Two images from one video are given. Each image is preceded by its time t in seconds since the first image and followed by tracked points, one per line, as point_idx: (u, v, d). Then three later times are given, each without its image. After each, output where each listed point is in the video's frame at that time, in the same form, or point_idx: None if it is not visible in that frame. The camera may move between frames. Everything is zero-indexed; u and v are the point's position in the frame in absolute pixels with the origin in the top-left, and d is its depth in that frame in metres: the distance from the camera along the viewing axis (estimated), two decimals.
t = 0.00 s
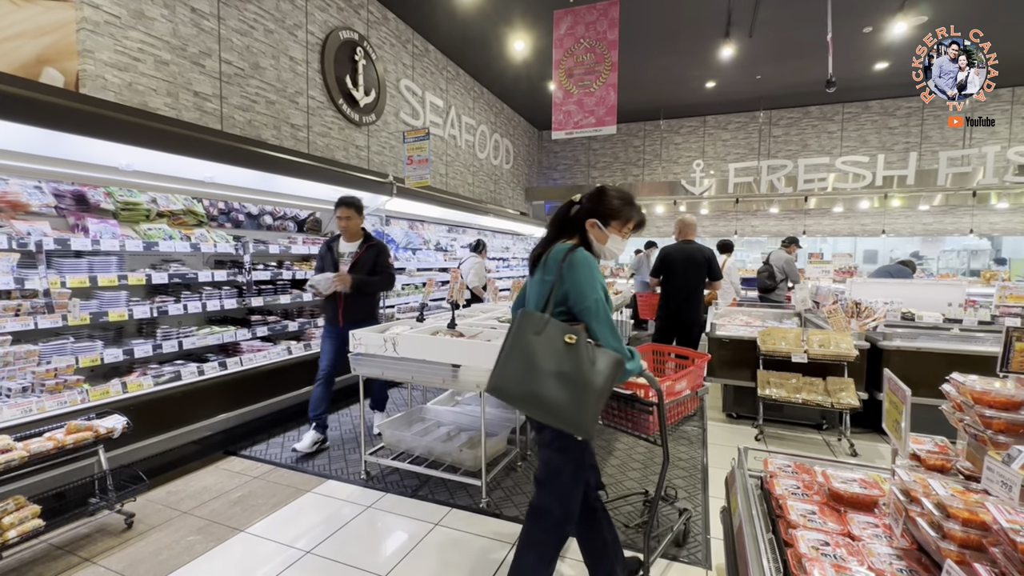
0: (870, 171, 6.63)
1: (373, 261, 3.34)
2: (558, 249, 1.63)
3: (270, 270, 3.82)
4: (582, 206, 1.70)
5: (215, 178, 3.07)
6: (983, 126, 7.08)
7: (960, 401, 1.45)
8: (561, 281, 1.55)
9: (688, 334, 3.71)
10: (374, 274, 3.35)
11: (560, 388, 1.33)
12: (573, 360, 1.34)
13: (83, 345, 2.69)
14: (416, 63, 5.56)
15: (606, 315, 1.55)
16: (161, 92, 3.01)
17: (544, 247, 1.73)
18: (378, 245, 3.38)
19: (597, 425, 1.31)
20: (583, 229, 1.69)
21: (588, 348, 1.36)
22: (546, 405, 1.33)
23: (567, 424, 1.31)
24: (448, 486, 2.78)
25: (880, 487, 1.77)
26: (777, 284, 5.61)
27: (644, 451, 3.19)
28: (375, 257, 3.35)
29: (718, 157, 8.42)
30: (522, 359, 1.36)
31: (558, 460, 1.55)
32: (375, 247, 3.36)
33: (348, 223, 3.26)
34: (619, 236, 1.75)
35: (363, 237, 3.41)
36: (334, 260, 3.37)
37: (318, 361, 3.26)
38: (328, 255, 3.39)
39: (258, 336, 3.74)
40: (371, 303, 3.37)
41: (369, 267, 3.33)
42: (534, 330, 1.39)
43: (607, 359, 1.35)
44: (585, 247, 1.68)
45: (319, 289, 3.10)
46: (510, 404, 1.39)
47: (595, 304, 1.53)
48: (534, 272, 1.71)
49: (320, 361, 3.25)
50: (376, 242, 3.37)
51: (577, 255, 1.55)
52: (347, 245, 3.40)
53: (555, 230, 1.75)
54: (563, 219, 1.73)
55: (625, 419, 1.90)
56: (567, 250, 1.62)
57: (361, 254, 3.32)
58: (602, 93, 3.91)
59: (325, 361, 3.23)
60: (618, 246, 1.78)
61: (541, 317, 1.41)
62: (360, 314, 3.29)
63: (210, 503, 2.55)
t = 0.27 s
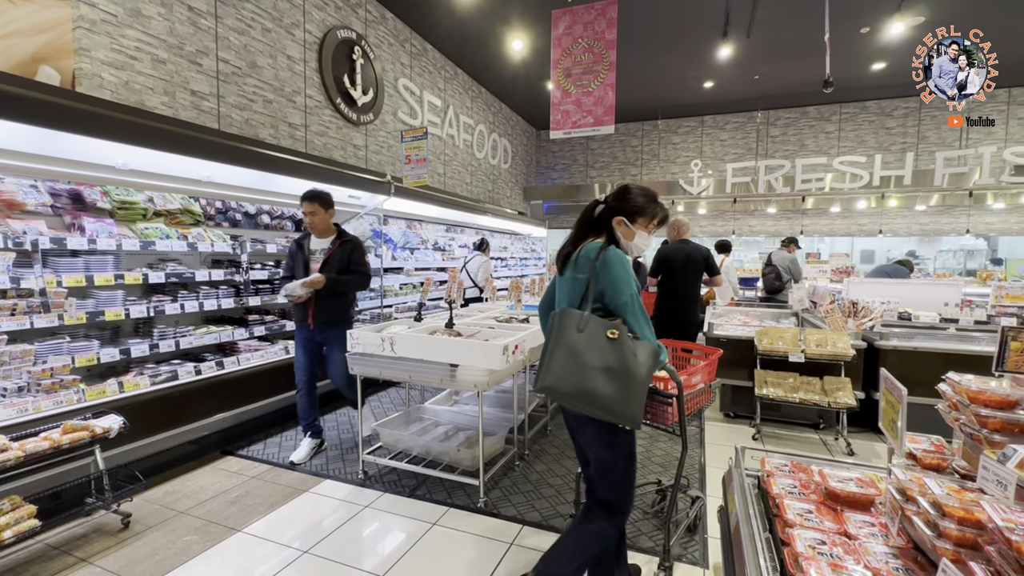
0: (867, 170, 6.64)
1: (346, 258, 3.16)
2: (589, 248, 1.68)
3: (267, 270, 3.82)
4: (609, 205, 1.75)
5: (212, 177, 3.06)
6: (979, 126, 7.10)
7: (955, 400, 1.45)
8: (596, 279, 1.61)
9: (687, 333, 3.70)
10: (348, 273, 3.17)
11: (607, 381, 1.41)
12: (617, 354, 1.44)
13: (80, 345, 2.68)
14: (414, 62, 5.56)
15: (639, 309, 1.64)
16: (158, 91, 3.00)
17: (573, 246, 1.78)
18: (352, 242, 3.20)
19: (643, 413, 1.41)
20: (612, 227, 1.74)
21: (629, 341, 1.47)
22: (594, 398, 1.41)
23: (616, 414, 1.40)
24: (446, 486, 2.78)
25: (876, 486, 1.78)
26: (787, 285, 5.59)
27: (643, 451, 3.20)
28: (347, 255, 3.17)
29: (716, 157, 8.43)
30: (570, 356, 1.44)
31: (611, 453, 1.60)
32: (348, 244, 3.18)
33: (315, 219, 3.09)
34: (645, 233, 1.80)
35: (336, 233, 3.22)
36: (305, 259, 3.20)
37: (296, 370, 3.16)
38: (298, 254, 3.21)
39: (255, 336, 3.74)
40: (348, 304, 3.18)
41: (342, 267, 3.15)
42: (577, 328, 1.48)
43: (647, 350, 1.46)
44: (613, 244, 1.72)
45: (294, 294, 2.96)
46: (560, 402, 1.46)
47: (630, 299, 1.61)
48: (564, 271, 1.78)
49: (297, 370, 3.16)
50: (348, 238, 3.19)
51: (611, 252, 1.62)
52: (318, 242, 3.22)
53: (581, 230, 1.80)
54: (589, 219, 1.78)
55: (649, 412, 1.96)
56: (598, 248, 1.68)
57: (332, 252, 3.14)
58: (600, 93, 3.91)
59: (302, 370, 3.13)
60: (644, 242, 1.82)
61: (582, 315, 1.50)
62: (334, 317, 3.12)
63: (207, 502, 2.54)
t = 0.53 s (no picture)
0: (863, 171, 6.66)
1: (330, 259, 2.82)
2: (608, 246, 1.67)
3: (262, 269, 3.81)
4: (627, 203, 1.74)
5: (207, 176, 3.04)
6: (974, 127, 7.14)
7: (949, 399, 1.46)
8: (616, 278, 1.60)
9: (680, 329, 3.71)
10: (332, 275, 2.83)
11: (630, 377, 1.43)
12: (639, 350, 1.45)
13: (73, 345, 2.67)
14: (411, 61, 5.55)
15: (660, 307, 1.63)
16: (153, 89, 2.98)
17: (590, 244, 1.77)
18: (336, 241, 2.85)
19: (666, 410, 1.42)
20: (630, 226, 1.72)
21: (650, 337, 1.48)
22: (618, 394, 1.42)
23: (640, 410, 1.41)
24: (442, 486, 2.78)
25: (871, 485, 1.78)
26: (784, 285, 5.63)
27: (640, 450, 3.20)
28: (330, 255, 2.82)
29: (712, 156, 8.45)
30: (592, 353, 1.45)
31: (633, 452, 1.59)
32: (331, 243, 2.82)
33: (296, 214, 2.77)
34: (663, 231, 1.78)
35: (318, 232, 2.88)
36: (282, 260, 2.85)
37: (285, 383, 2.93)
38: (274, 254, 2.85)
39: (250, 336, 3.74)
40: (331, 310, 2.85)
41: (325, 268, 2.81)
42: (599, 325, 1.49)
43: (668, 347, 1.48)
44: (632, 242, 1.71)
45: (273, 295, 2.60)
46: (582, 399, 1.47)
47: (651, 297, 1.60)
48: (582, 268, 1.77)
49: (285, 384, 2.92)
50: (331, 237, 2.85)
51: (632, 251, 1.60)
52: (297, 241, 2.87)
53: (599, 229, 1.79)
54: (608, 218, 1.77)
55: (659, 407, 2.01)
56: (617, 247, 1.67)
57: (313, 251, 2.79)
58: (597, 92, 3.91)
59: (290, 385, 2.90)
60: (663, 240, 1.80)
61: (603, 313, 1.51)
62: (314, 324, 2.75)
63: (203, 503, 2.53)
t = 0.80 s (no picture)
0: (858, 171, 6.69)
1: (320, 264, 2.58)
2: (622, 245, 1.70)
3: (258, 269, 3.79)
4: (640, 203, 1.77)
5: (203, 175, 3.03)
6: (967, 128, 7.19)
7: (942, 398, 1.47)
8: (629, 279, 1.62)
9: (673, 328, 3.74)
10: (322, 282, 2.59)
11: (641, 379, 1.47)
12: (650, 354, 1.49)
13: (66, 345, 2.65)
14: (407, 60, 5.54)
15: (674, 308, 1.63)
16: (147, 87, 2.96)
17: (604, 243, 1.80)
18: (327, 245, 2.63)
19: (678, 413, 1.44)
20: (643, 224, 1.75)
21: (662, 340, 1.51)
22: (629, 396, 1.46)
23: (650, 413, 1.45)
24: (438, 486, 2.77)
25: (865, 483, 1.79)
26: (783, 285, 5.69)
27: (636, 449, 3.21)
28: (320, 260, 2.59)
29: (709, 157, 8.47)
30: (603, 355, 1.52)
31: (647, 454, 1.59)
32: (323, 247, 2.60)
33: (288, 211, 2.50)
34: (676, 229, 1.79)
35: (307, 232, 2.64)
36: (265, 261, 2.57)
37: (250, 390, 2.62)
38: (257, 254, 2.58)
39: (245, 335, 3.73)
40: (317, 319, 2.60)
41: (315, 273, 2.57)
42: (610, 328, 1.55)
43: (681, 350, 1.50)
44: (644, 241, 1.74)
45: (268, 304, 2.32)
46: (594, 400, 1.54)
47: (665, 298, 1.60)
48: (595, 268, 1.80)
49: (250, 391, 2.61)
50: (322, 240, 2.63)
51: (645, 251, 1.63)
52: (284, 240, 2.59)
53: (612, 228, 1.81)
54: (622, 217, 1.79)
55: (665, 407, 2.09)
56: (630, 247, 1.68)
57: (303, 255, 2.54)
58: (593, 92, 3.91)
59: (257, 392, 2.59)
60: (676, 238, 1.82)
61: (614, 315, 1.56)
62: (301, 335, 2.52)
63: (197, 503, 2.52)
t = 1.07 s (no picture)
0: (852, 172, 6.72)
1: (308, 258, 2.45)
2: (633, 246, 1.73)
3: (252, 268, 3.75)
4: (654, 203, 1.80)
5: (197, 174, 3.00)
6: (961, 129, 7.24)
7: (935, 397, 1.48)
8: (639, 281, 1.65)
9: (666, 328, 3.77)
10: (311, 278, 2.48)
11: (648, 382, 1.49)
12: (658, 358, 1.50)
13: (59, 345, 2.63)
14: (403, 59, 5.53)
15: (684, 309, 1.65)
16: (140, 86, 2.94)
17: (616, 241, 1.83)
18: (314, 238, 2.50)
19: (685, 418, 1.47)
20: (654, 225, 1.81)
21: (671, 344, 1.52)
22: (636, 399, 1.49)
23: (656, 417, 1.47)
24: (434, 486, 2.77)
25: (859, 482, 1.80)
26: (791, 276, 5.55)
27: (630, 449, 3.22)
28: (309, 254, 2.46)
29: (704, 157, 8.50)
30: (610, 359, 1.53)
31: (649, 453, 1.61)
32: (310, 239, 2.47)
33: (273, 202, 2.35)
34: (689, 230, 1.82)
35: (290, 224, 2.48)
36: (246, 256, 2.37)
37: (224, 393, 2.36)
38: (236, 249, 2.38)
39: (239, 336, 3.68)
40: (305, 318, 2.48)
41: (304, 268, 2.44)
42: (618, 331, 1.56)
43: (689, 355, 1.51)
44: (656, 241, 1.79)
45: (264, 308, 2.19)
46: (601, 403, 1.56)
47: (676, 303, 1.62)
48: (605, 268, 1.83)
49: (225, 395, 2.35)
50: (308, 231, 2.49)
51: (656, 253, 1.65)
52: (266, 233, 2.41)
53: (626, 225, 1.85)
54: (635, 217, 1.84)
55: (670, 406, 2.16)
56: (642, 248, 1.71)
57: (291, 250, 2.39)
58: (590, 92, 3.92)
59: (234, 396, 2.34)
60: (689, 240, 1.85)
61: (622, 318, 1.57)
62: (292, 335, 2.39)
63: (191, 504, 2.51)
